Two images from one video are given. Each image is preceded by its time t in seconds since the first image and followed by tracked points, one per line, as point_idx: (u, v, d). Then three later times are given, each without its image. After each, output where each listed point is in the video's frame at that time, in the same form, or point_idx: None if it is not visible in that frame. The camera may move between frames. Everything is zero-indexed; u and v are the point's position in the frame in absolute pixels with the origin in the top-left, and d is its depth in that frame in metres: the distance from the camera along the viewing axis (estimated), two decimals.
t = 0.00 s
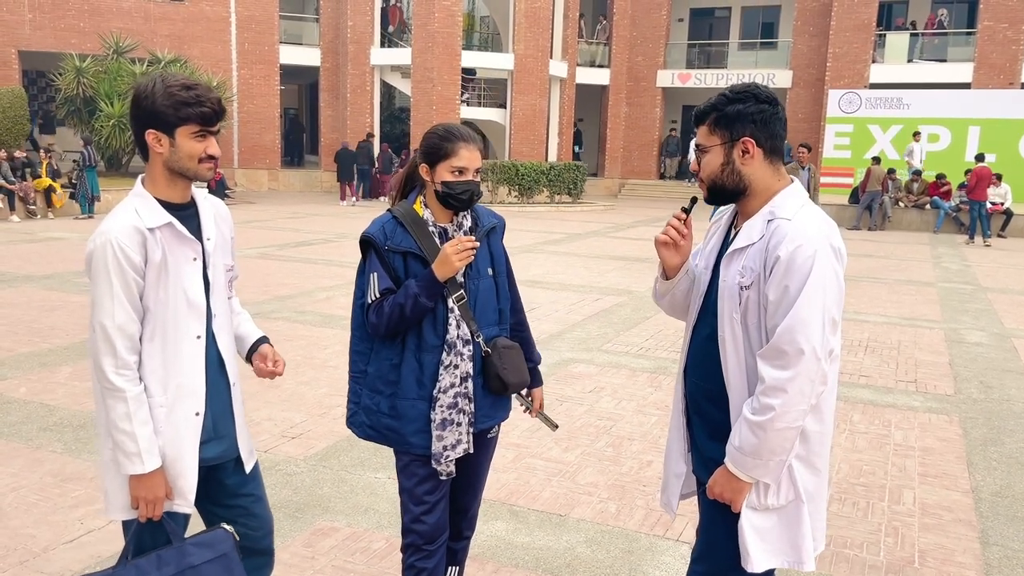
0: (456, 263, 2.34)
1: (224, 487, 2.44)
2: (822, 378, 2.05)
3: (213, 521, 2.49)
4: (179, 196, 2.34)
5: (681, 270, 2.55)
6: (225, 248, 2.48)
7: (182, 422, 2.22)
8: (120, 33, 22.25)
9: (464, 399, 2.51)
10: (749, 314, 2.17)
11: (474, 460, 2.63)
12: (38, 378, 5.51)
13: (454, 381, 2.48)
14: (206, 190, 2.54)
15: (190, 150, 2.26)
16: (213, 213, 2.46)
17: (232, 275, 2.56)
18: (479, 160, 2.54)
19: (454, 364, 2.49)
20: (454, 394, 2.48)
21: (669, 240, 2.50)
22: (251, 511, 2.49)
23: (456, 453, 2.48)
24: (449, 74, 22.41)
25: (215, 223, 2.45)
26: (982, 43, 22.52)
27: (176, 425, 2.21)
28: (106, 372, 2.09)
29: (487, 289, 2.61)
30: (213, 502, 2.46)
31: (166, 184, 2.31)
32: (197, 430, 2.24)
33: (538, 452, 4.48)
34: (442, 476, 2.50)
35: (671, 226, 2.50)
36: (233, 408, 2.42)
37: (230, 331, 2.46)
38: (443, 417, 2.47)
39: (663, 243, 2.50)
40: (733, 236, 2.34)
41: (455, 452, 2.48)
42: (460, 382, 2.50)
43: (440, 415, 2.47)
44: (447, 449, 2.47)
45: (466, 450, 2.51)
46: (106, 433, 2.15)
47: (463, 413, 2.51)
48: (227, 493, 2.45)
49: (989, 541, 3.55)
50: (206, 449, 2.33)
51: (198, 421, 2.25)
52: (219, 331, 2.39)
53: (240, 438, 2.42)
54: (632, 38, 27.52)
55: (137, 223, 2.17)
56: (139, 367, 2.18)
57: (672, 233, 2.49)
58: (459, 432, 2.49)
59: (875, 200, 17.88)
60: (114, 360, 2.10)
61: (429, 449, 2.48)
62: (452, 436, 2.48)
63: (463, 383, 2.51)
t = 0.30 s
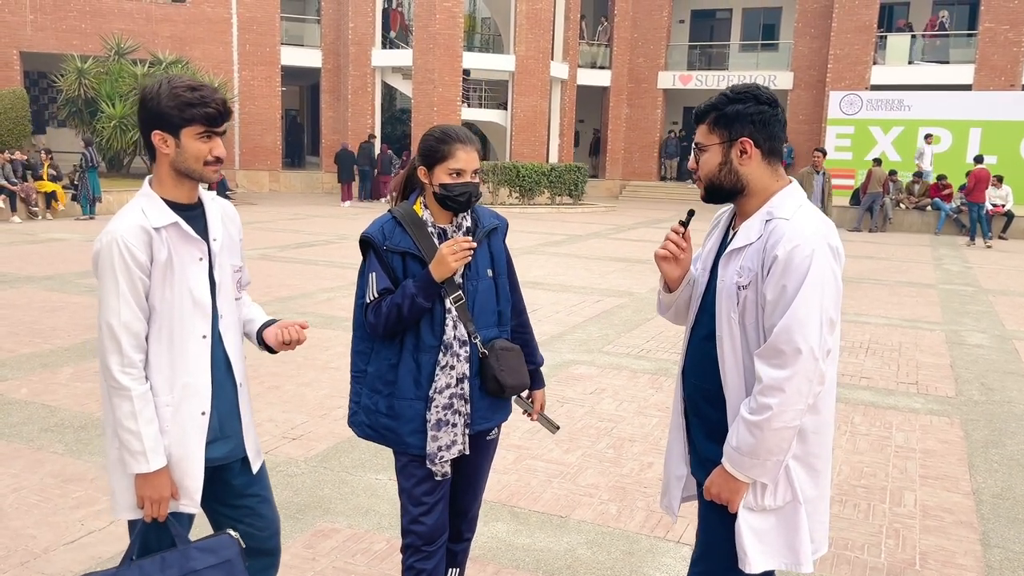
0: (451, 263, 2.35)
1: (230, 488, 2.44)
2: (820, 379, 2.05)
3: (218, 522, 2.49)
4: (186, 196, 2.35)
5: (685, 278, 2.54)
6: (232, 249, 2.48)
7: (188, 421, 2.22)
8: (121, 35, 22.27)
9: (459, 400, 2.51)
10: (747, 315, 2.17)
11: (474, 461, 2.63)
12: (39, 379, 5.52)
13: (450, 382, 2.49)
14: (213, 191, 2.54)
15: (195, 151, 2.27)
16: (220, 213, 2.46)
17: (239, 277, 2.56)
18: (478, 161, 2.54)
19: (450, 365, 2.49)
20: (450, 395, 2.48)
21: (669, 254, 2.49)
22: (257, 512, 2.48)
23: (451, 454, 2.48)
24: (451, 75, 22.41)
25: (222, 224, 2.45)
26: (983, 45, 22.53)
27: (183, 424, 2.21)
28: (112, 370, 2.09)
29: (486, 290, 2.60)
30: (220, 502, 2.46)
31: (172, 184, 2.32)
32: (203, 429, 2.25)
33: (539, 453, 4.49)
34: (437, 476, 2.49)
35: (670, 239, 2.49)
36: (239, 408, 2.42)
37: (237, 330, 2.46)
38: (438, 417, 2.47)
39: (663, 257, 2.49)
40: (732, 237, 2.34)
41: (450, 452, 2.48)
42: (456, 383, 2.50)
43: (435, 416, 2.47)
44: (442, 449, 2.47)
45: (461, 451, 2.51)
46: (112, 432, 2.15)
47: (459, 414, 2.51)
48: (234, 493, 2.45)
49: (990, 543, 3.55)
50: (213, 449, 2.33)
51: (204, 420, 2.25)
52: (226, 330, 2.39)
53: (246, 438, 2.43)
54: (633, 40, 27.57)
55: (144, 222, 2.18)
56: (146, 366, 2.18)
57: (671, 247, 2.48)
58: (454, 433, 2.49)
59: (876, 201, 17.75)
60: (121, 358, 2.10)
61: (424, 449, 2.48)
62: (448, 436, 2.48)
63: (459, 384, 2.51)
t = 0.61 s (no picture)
0: (451, 265, 2.34)
1: (228, 489, 2.45)
2: (819, 380, 2.05)
3: (217, 523, 2.49)
4: (189, 197, 2.36)
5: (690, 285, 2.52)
6: (234, 251, 2.48)
7: (187, 422, 2.22)
8: (122, 37, 22.28)
9: (458, 402, 2.52)
10: (748, 316, 2.17)
11: (474, 462, 2.63)
12: (41, 380, 5.53)
13: (449, 383, 2.49)
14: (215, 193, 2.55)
15: (198, 151, 2.27)
16: (223, 216, 2.47)
17: (240, 280, 2.56)
18: (478, 163, 2.54)
19: (449, 366, 2.49)
20: (449, 397, 2.49)
21: (670, 295, 2.52)
22: (253, 513, 2.49)
23: (450, 456, 2.49)
24: (452, 77, 22.42)
25: (224, 226, 2.45)
26: (984, 47, 22.53)
27: (182, 425, 2.21)
28: (114, 369, 2.09)
29: (486, 292, 2.60)
30: (218, 503, 2.46)
31: (177, 185, 2.33)
32: (202, 429, 2.25)
33: (540, 455, 4.48)
34: (436, 478, 2.50)
35: (670, 280, 2.51)
36: (238, 410, 2.42)
37: (237, 331, 2.47)
38: (438, 419, 2.47)
39: (664, 298, 2.51)
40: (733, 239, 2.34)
41: (449, 454, 2.48)
42: (455, 385, 2.50)
43: (435, 418, 2.47)
44: (441, 451, 2.47)
45: (460, 453, 2.51)
46: (112, 432, 2.15)
47: (458, 416, 2.51)
48: (232, 494, 2.45)
49: (991, 545, 3.55)
50: (211, 450, 2.33)
51: (204, 421, 2.25)
52: (226, 332, 2.39)
53: (244, 440, 2.43)
54: (633, 42, 27.59)
55: (148, 222, 2.18)
56: (147, 367, 2.19)
57: (672, 289, 2.50)
58: (453, 434, 2.50)
59: (877, 204, 17.74)
60: (123, 358, 2.10)
61: (423, 451, 2.48)
62: (446, 438, 2.48)
63: (459, 386, 2.51)
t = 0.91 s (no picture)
0: (454, 265, 2.34)
1: (223, 491, 2.44)
2: (823, 380, 2.05)
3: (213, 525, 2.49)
4: (187, 199, 2.36)
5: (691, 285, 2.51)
6: (232, 253, 2.49)
7: (183, 424, 2.22)
8: (124, 38, 22.29)
9: (460, 404, 2.51)
10: (752, 316, 2.17)
11: (474, 464, 2.63)
12: (41, 381, 5.53)
13: (451, 385, 2.49)
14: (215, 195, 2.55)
15: (195, 153, 2.27)
16: (221, 217, 2.47)
17: (238, 281, 2.56)
18: (477, 165, 2.54)
19: (450, 368, 2.49)
20: (450, 398, 2.49)
21: (670, 259, 2.49)
22: (250, 515, 2.50)
23: (451, 458, 2.48)
24: (452, 78, 22.44)
25: (223, 228, 2.46)
26: (985, 49, 22.53)
27: (177, 427, 2.21)
28: (110, 371, 2.09)
29: (487, 295, 2.60)
30: (214, 506, 2.46)
31: (175, 188, 2.33)
32: (197, 432, 2.25)
33: (541, 458, 4.48)
34: (438, 479, 2.50)
35: (671, 245, 2.49)
36: (234, 412, 2.42)
37: (233, 333, 2.46)
38: (439, 421, 2.47)
39: (663, 262, 2.49)
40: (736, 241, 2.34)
41: (450, 456, 2.48)
42: (456, 386, 2.50)
43: (436, 419, 2.47)
44: (443, 452, 2.47)
45: (461, 455, 2.51)
46: (107, 433, 2.15)
47: (459, 418, 2.51)
48: (228, 496, 2.45)
49: (992, 548, 3.54)
50: (206, 452, 2.33)
51: (199, 424, 2.25)
52: (223, 334, 2.39)
53: (240, 442, 2.43)
54: (634, 44, 27.60)
55: (146, 224, 2.18)
56: (142, 369, 2.18)
57: (672, 252, 2.48)
58: (454, 436, 2.50)
59: (878, 206, 17.76)
60: (119, 359, 2.10)
61: (424, 453, 2.48)
62: (448, 440, 2.48)
63: (460, 388, 2.51)
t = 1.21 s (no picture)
0: (452, 264, 2.35)
1: (222, 494, 2.44)
2: (827, 383, 2.05)
3: (212, 528, 2.49)
4: (185, 201, 2.36)
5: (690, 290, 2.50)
6: (231, 254, 2.49)
7: (180, 426, 2.22)
8: (125, 40, 22.27)
9: (459, 405, 2.51)
10: (754, 318, 2.17)
11: (474, 466, 2.63)
12: (42, 383, 5.53)
13: (450, 387, 2.49)
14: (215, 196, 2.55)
15: (197, 154, 2.27)
16: (221, 218, 2.47)
17: (238, 282, 2.56)
18: (473, 163, 2.54)
19: (449, 369, 2.49)
20: (449, 400, 2.49)
21: (671, 263, 2.50)
22: (249, 518, 2.49)
23: (451, 459, 2.48)
24: (453, 80, 22.46)
25: (222, 229, 2.46)
26: (985, 52, 22.52)
27: (176, 429, 2.21)
28: (107, 373, 2.09)
29: (487, 297, 2.60)
30: (212, 508, 2.46)
31: (174, 189, 2.33)
32: (195, 434, 2.25)
33: (541, 460, 4.47)
34: (437, 481, 2.50)
35: (672, 248, 2.50)
36: (233, 415, 2.42)
37: (232, 335, 2.46)
38: (438, 422, 2.47)
39: (665, 266, 2.50)
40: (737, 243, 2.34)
41: (450, 457, 2.48)
42: (455, 388, 2.50)
43: (435, 421, 2.47)
44: (442, 454, 2.47)
45: (460, 456, 2.51)
46: (105, 436, 2.15)
47: (458, 419, 2.51)
48: (226, 499, 2.45)
49: (993, 550, 3.54)
50: (205, 454, 2.33)
51: (197, 426, 2.25)
52: (222, 336, 2.39)
53: (240, 445, 2.43)
54: (634, 46, 27.62)
55: (144, 225, 2.18)
56: (140, 371, 2.18)
57: (674, 257, 2.48)
58: (453, 437, 2.50)
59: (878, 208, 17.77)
60: (117, 362, 2.10)
61: (424, 454, 2.48)
62: (447, 441, 2.48)
63: (459, 389, 2.51)
